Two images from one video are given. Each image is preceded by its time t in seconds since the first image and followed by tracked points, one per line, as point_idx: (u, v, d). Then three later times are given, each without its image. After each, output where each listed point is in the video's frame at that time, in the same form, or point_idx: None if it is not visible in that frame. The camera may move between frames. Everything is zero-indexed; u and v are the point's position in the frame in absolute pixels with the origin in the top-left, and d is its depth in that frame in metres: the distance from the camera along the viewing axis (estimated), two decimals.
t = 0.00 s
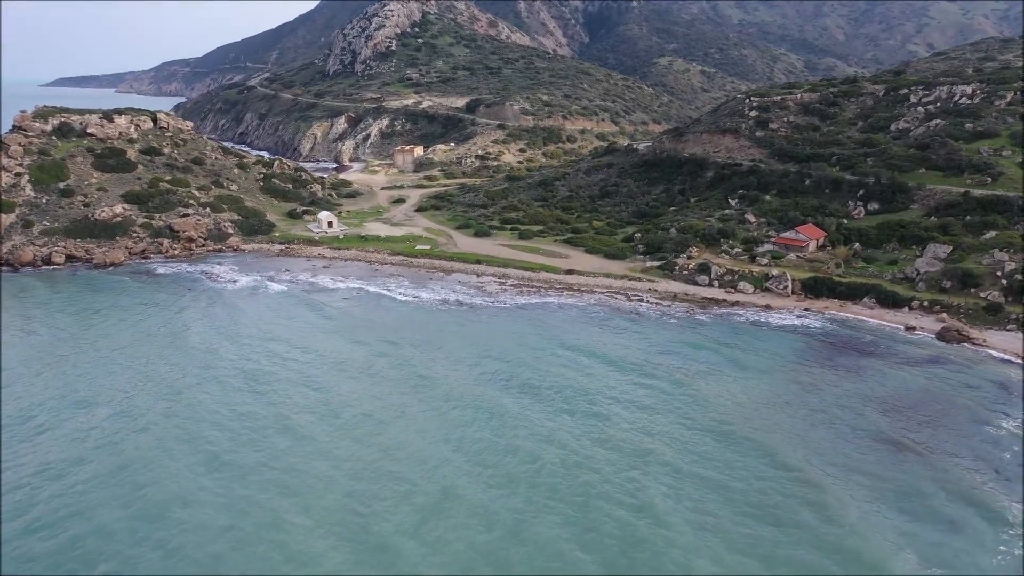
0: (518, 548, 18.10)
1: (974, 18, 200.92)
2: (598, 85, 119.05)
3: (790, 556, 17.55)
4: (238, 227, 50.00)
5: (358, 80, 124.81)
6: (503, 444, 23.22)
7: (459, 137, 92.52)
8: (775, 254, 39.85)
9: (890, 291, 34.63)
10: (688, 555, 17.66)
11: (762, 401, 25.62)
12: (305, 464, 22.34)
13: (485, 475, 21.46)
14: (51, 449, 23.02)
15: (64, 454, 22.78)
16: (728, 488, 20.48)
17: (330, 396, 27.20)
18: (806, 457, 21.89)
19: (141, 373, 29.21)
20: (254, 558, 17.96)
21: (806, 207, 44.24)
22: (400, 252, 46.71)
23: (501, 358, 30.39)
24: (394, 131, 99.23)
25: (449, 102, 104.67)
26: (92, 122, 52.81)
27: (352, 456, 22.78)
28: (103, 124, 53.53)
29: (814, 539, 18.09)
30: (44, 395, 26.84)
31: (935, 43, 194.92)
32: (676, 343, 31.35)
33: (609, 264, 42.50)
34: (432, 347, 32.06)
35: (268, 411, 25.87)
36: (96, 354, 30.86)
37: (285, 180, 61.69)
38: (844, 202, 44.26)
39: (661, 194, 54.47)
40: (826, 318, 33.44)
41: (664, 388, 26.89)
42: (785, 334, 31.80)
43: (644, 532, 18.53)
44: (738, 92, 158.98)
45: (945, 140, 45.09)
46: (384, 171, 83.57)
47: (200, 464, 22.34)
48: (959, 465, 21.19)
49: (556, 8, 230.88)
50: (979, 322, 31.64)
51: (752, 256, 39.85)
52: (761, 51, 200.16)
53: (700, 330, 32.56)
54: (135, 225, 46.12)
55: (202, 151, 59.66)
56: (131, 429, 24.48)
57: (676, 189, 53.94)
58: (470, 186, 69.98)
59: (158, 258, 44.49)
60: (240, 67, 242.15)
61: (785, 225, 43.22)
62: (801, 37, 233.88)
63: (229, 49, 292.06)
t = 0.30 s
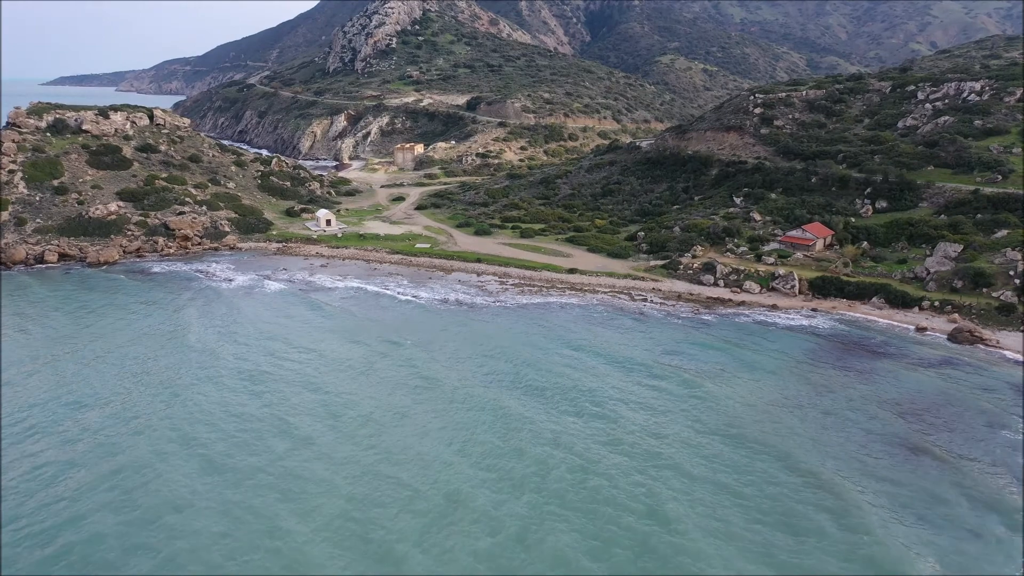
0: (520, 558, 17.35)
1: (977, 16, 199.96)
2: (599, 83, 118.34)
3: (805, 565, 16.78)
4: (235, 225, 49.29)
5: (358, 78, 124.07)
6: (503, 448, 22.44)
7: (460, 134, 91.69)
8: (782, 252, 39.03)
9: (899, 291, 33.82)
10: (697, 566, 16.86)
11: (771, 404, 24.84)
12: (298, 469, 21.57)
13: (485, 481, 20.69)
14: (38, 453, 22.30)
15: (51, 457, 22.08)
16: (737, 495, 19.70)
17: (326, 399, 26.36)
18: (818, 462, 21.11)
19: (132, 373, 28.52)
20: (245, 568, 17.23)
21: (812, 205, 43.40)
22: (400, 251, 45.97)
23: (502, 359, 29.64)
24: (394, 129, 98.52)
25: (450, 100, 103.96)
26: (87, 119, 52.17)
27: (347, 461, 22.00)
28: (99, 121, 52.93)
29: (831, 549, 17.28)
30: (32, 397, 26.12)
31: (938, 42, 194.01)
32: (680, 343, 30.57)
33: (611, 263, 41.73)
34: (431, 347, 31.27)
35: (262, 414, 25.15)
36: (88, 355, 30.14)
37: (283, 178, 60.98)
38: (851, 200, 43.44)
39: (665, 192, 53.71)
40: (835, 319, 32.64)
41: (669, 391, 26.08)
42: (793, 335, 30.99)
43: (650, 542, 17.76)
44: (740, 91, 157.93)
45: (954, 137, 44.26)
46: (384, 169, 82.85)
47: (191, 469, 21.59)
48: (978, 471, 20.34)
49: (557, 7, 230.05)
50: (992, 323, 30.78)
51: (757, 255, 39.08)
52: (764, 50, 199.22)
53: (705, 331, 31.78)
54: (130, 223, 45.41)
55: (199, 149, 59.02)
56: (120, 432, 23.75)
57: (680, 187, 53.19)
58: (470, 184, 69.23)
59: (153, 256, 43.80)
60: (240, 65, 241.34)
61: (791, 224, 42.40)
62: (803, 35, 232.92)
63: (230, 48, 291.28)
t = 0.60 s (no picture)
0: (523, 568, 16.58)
1: (982, 15, 198.88)
2: (602, 81, 117.53)
3: None
4: (232, 223, 48.58)
5: (358, 76, 123.31)
6: (504, 455, 21.63)
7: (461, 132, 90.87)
8: (789, 252, 38.19)
9: (911, 291, 32.95)
10: None
11: (779, 409, 24.01)
12: (289, 476, 20.76)
13: (483, 489, 19.88)
14: (23, 458, 21.57)
15: (37, 462, 21.35)
16: (747, 503, 18.87)
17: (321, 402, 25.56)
18: (831, 469, 20.31)
19: (123, 375, 27.75)
20: None
21: (820, 203, 42.52)
22: (399, 250, 45.21)
23: (503, 361, 28.81)
24: (395, 128, 97.77)
25: (451, 98, 103.22)
26: (83, 116, 51.53)
27: (340, 467, 21.20)
28: (95, 118, 52.38)
29: (849, 560, 16.48)
30: (20, 398, 25.37)
31: (942, 41, 192.93)
32: (687, 345, 29.75)
33: (615, 263, 40.92)
34: (432, 349, 30.48)
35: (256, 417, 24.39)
36: (79, 356, 29.41)
37: (282, 176, 60.28)
38: (859, 199, 42.55)
39: (669, 191, 52.88)
40: (845, 320, 31.79)
41: (675, 394, 25.25)
42: (803, 336, 30.15)
43: (657, 553, 16.94)
44: (743, 90, 156.98)
45: (964, 134, 43.37)
46: (385, 168, 82.11)
47: (178, 476, 20.77)
48: (1000, 478, 19.48)
49: (559, 5, 229.14)
50: (1007, 325, 29.88)
51: (764, 255, 38.24)
52: (767, 48, 198.15)
53: (712, 332, 30.96)
54: (125, 221, 44.72)
55: (196, 146, 58.33)
56: (109, 436, 23.01)
57: (684, 186, 52.36)
58: (472, 183, 68.46)
59: (149, 255, 43.09)
60: (241, 64, 240.94)
61: (799, 222, 41.52)
62: (807, 34, 231.74)
63: (231, 47, 290.75)
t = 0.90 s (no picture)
0: None
1: (982, 15, 198.44)
2: (602, 80, 116.73)
3: None
4: (227, 223, 47.77)
5: (357, 74, 122.44)
6: (505, 463, 20.83)
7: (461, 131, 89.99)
8: (795, 252, 37.39)
9: (921, 293, 32.12)
10: None
11: (788, 414, 23.21)
12: (281, 484, 19.98)
13: (483, 498, 19.10)
14: (5, 466, 20.75)
15: (20, 470, 20.53)
16: (760, 514, 18.08)
17: (315, 407, 24.73)
18: (845, 478, 19.51)
19: (112, 378, 26.90)
20: None
21: (826, 202, 41.71)
22: (398, 250, 44.43)
23: (503, 365, 27.99)
24: (394, 126, 96.94)
25: (450, 97, 102.38)
26: (76, 114, 50.75)
27: (335, 475, 20.40)
28: (88, 116, 51.57)
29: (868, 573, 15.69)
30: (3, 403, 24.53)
31: (943, 40, 192.33)
32: (692, 347, 28.90)
33: (617, 263, 40.13)
34: (430, 352, 29.62)
35: (247, 422, 23.53)
36: (67, 358, 28.57)
37: (279, 175, 59.49)
38: (866, 197, 41.73)
39: (672, 189, 52.09)
40: (854, 322, 30.98)
41: (681, 399, 24.41)
42: (811, 339, 29.30)
43: (667, 566, 16.16)
44: (744, 88, 156.11)
45: (973, 132, 42.58)
46: (384, 167, 81.30)
47: (166, 485, 19.95)
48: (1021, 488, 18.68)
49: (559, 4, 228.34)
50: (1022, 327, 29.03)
51: (770, 254, 37.43)
52: (768, 47, 197.36)
53: (718, 334, 30.15)
54: (118, 220, 43.91)
55: (192, 145, 57.54)
56: (94, 443, 22.15)
57: (688, 184, 51.57)
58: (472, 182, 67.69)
59: (142, 255, 42.27)
60: (240, 64, 239.99)
61: (805, 222, 40.71)
62: (807, 33, 231.00)
63: (230, 46, 289.87)
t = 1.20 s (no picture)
0: None
1: (983, 14, 197.89)
2: (603, 78, 115.98)
3: None
4: (222, 223, 47.01)
5: (356, 73, 121.69)
6: (505, 474, 20.09)
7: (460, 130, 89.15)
8: (800, 254, 36.62)
9: (931, 295, 31.34)
10: None
11: (798, 422, 22.47)
12: (274, 496, 19.22)
13: (484, 512, 18.35)
14: None
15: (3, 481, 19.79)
16: (772, 528, 17.36)
17: (309, 414, 23.97)
18: (858, 491, 18.76)
19: (100, 384, 26.12)
20: None
21: (832, 203, 40.93)
22: (396, 251, 43.68)
23: (503, 370, 27.20)
24: (393, 125, 96.16)
25: (449, 96, 101.60)
26: (69, 112, 49.99)
27: (329, 487, 19.63)
28: (82, 114, 50.79)
29: None
30: None
31: (944, 39, 191.74)
32: (697, 352, 28.13)
33: (619, 265, 39.36)
34: (428, 356, 28.81)
35: (239, 430, 22.79)
36: (55, 362, 27.78)
37: (276, 175, 58.72)
38: (873, 198, 40.94)
39: (674, 190, 51.34)
40: (862, 326, 30.22)
41: (687, 407, 23.64)
42: (818, 344, 28.54)
43: None
44: (745, 87, 155.33)
45: (982, 130, 41.79)
46: (382, 166, 80.53)
47: (154, 497, 19.19)
48: None
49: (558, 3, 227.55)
50: None
51: (775, 256, 36.66)
52: (768, 46, 196.57)
53: (723, 339, 29.38)
54: (111, 221, 43.14)
55: (187, 144, 56.77)
56: (80, 452, 21.40)
57: (690, 184, 50.79)
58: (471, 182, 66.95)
59: (135, 256, 41.51)
60: (239, 63, 238.97)
61: (811, 222, 39.93)
62: (808, 32, 230.31)
63: (229, 45, 289.06)
